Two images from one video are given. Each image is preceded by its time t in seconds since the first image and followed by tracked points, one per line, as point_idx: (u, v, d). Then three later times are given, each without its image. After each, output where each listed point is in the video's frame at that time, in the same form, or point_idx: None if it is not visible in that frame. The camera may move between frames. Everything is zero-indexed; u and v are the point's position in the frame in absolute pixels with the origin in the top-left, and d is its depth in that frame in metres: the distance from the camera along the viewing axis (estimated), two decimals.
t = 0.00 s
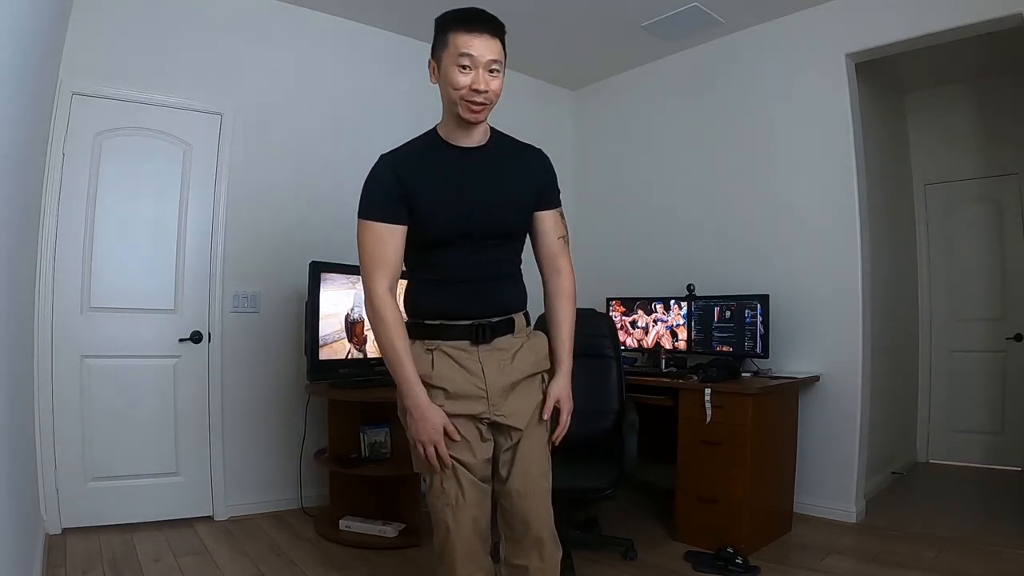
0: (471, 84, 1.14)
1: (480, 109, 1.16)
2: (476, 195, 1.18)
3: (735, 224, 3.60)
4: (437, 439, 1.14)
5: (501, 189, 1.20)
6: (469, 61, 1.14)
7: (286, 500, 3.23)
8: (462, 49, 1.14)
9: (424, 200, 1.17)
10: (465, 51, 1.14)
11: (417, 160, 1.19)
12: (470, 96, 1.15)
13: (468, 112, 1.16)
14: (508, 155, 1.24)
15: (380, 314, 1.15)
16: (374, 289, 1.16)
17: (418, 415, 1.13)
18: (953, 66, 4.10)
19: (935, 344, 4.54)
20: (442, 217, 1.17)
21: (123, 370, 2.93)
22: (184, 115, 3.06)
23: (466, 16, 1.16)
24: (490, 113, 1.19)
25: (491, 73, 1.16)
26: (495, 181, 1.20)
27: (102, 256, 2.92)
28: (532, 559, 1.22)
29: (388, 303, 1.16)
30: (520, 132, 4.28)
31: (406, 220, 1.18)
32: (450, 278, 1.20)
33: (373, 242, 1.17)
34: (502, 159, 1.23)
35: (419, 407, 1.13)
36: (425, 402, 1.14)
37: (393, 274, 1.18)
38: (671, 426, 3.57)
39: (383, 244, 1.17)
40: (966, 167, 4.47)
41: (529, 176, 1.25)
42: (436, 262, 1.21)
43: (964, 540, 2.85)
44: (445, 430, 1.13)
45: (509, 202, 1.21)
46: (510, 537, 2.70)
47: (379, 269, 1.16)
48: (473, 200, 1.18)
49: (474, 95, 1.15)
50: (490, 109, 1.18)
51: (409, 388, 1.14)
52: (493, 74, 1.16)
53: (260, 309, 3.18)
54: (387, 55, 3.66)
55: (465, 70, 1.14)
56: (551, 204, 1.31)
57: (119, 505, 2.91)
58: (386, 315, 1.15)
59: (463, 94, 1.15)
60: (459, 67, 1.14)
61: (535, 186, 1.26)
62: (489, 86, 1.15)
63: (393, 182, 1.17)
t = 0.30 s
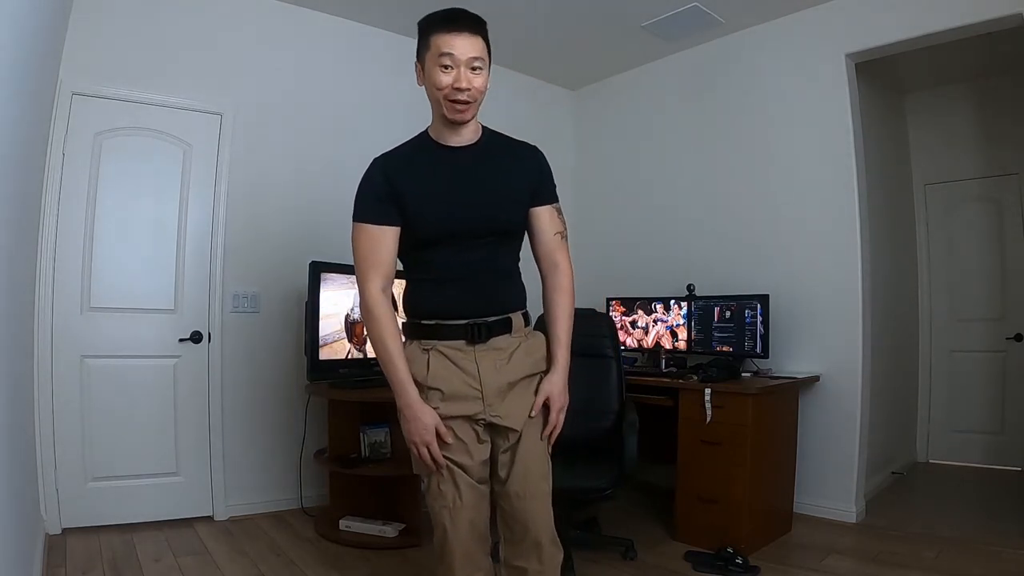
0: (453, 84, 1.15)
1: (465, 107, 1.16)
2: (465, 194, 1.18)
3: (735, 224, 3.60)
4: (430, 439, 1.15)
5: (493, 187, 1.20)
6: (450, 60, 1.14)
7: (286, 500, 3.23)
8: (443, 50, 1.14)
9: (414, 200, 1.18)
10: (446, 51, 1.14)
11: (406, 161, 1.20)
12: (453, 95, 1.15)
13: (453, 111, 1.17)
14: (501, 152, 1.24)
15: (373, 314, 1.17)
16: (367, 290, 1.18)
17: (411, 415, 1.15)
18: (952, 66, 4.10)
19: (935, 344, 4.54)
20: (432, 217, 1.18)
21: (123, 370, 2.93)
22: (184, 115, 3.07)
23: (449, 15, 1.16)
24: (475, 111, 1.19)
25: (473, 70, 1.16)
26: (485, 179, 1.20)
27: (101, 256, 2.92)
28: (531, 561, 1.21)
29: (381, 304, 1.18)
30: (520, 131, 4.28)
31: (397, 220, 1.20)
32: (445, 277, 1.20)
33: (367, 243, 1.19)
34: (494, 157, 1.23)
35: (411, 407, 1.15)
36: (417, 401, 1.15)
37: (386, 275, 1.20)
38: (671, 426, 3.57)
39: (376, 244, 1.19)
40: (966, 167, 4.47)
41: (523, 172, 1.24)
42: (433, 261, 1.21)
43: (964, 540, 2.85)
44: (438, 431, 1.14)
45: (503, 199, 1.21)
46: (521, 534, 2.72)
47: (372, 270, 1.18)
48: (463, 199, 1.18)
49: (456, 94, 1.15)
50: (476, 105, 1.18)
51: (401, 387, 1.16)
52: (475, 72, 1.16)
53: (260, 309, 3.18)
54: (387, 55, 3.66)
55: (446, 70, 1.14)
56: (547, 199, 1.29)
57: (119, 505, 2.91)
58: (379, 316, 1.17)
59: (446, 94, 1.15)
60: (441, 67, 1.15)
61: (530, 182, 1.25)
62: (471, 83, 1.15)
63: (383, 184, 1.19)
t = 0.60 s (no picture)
0: (443, 83, 1.15)
1: (456, 105, 1.17)
2: (461, 194, 1.19)
3: (735, 224, 3.60)
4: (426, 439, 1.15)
5: (489, 187, 1.20)
6: (440, 60, 1.15)
7: (286, 500, 3.23)
8: (433, 50, 1.15)
9: (411, 202, 1.19)
10: (436, 51, 1.15)
11: (403, 163, 1.21)
12: (444, 95, 1.16)
13: (445, 110, 1.17)
14: (499, 152, 1.23)
15: (371, 314, 1.18)
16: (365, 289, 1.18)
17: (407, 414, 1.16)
18: (952, 66, 4.10)
19: (935, 345, 4.54)
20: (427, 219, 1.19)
21: (123, 370, 2.93)
22: (184, 115, 3.07)
23: (441, 16, 1.17)
24: (469, 111, 1.19)
25: (464, 69, 1.16)
26: (479, 181, 1.20)
27: (101, 256, 2.92)
28: (535, 562, 1.21)
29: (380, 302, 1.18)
30: (520, 131, 4.28)
31: (394, 221, 1.21)
32: (442, 277, 1.21)
33: (365, 242, 1.19)
34: (491, 157, 1.22)
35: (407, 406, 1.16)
36: (412, 400, 1.16)
37: (384, 274, 1.20)
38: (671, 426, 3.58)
39: (374, 244, 1.19)
40: (966, 167, 4.47)
41: (521, 171, 1.24)
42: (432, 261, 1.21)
43: (964, 540, 2.85)
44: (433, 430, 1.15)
45: (499, 198, 1.20)
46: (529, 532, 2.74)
47: (370, 269, 1.19)
48: (459, 200, 1.18)
49: (447, 93, 1.16)
50: (468, 104, 1.18)
51: (398, 386, 1.16)
52: (466, 71, 1.16)
53: (260, 309, 3.18)
54: (387, 55, 3.66)
55: (437, 70, 1.15)
56: (546, 196, 1.28)
57: (119, 505, 2.91)
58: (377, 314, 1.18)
59: (438, 94, 1.16)
60: (432, 67, 1.15)
61: (527, 181, 1.25)
62: (462, 82, 1.16)
63: (380, 186, 1.20)
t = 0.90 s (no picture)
0: (448, 84, 1.16)
1: (461, 105, 1.17)
2: (463, 194, 1.18)
3: (735, 224, 3.60)
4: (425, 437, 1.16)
5: (493, 187, 1.19)
6: (444, 61, 1.15)
7: (286, 500, 3.23)
8: (437, 50, 1.15)
9: (414, 202, 1.20)
10: (440, 52, 1.15)
11: (407, 164, 1.22)
12: (449, 95, 1.16)
13: (451, 110, 1.18)
14: (504, 151, 1.23)
15: (372, 312, 1.19)
16: (369, 289, 1.21)
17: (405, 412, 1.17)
18: (952, 66, 4.10)
19: (935, 345, 4.54)
20: (429, 219, 1.19)
21: (123, 370, 2.93)
22: (184, 115, 3.07)
23: (444, 15, 1.17)
24: (473, 110, 1.20)
25: (468, 69, 1.16)
26: (484, 181, 1.19)
27: (101, 256, 2.92)
28: (537, 565, 1.20)
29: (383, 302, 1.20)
30: (520, 131, 4.28)
31: (400, 222, 1.22)
32: (445, 277, 1.21)
33: (370, 242, 1.21)
34: (496, 157, 1.22)
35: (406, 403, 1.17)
36: (411, 399, 1.17)
37: (389, 275, 1.22)
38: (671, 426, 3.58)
39: (379, 244, 1.21)
40: (966, 167, 4.47)
41: (526, 170, 1.23)
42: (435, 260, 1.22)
43: (964, 540, 2.85)
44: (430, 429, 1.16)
45: (504, 198, 1.19)
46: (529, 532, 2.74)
47: (374, 270, 1.21)
48: (462, 200, 1.18)
49: (452, 93, 1.16)
50: (473, 103, 1.19)
51: (398, 385, 1.18)
52: (470, 71, 1.16)
53: (260, 309, 3.18)
54: (386, 55, 3.66)
55: (442, 71, 1.15)
56: (555, 194, 1.26)
57: (118, 505, 2.91)
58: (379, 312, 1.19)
59: (443, 94, 1.17)
60: (436, 67, 1.16)
61: (533, 181, 1.23)
62: (466, 82, 1.16)
63: (385, 187, 1.22)
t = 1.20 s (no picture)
0: (462, 97, 1.16)
1: (478, 115, 1.18)
2: (482, 196, 1.19)
3: (735, 224, 3.60)
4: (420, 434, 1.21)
5: (513, 187, 1.19)
6: (457, 75, 1.15)
7: (286, 500, 3.23)
8: (450, 64, 1.15)
9: (434, 203, 1.22)
10: (452, 65, 1.15)
11: (430, 164, 1.24)
12: (464, 107, 1.17)
13: (468, 121, 1.19)
14: (527, 150, 1.22)
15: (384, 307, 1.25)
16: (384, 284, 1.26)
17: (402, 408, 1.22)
18: (952, 66, 4.10)
19: (935, 345, 4.54)
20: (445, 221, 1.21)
21: (123, 370, 2.93)
22: (184, 115, 3.07)
23: (455, 25, 1.15)
24: (493, 117, 1.19)
25: (481, 79, 1.16)
26: (504, 182, 1.19)
27: (101, 256, 2.92)
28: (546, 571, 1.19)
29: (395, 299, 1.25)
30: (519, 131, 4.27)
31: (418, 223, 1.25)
32: (461, 277, 1.22)
33: (389, 240, 1.25)
34: (520, 156, 1.21)
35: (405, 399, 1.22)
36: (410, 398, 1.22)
37: (403, 273, 1.26)
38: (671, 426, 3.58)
39: (397, 242, 1.25)
40: (966, 167, 4.47)
41: (550, 170, 1.21)
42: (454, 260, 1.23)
43: (964, 540, 2.85)
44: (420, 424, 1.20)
45: (522, 199, 1.19)
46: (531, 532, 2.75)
47: (390, 267, 1.25)
48: (480, 201, 1.19)
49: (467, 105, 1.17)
50: (491, 111, 1.19)
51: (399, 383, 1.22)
52: (483, 78, 1.16)
53: (260, 308, 3.18)
54: (386, 55, 3.65)
55: (456, 84, 1.16)
56: (580, 194, 1.24)
57: (119, 505, 2.91)
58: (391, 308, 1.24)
59: (459, 107, 1.18)
60: (451, 78, 1.16)
61: (557, 181, 1.22)
62: (481, 93, 1.16)
63: (407, 187, 1.24)
